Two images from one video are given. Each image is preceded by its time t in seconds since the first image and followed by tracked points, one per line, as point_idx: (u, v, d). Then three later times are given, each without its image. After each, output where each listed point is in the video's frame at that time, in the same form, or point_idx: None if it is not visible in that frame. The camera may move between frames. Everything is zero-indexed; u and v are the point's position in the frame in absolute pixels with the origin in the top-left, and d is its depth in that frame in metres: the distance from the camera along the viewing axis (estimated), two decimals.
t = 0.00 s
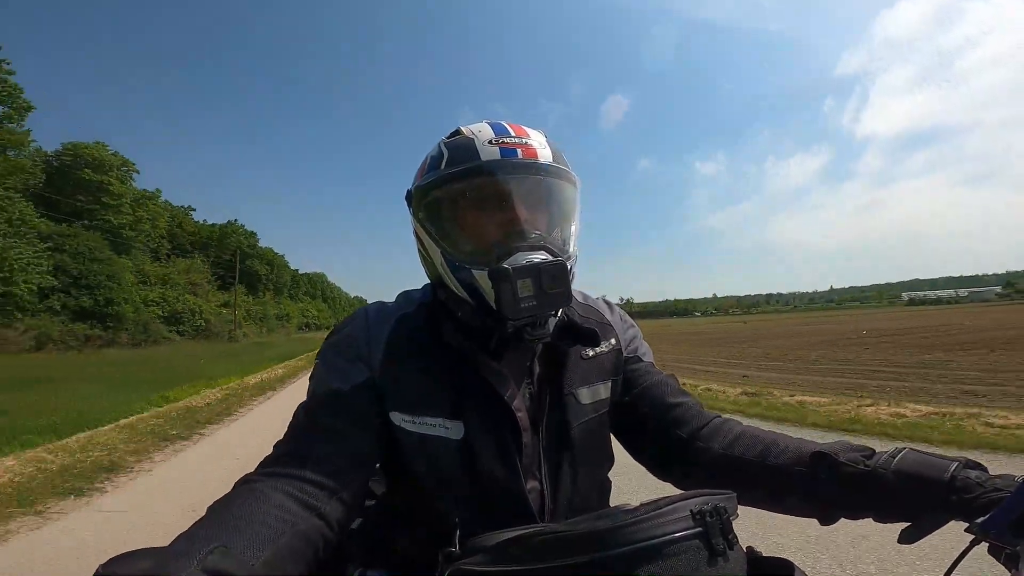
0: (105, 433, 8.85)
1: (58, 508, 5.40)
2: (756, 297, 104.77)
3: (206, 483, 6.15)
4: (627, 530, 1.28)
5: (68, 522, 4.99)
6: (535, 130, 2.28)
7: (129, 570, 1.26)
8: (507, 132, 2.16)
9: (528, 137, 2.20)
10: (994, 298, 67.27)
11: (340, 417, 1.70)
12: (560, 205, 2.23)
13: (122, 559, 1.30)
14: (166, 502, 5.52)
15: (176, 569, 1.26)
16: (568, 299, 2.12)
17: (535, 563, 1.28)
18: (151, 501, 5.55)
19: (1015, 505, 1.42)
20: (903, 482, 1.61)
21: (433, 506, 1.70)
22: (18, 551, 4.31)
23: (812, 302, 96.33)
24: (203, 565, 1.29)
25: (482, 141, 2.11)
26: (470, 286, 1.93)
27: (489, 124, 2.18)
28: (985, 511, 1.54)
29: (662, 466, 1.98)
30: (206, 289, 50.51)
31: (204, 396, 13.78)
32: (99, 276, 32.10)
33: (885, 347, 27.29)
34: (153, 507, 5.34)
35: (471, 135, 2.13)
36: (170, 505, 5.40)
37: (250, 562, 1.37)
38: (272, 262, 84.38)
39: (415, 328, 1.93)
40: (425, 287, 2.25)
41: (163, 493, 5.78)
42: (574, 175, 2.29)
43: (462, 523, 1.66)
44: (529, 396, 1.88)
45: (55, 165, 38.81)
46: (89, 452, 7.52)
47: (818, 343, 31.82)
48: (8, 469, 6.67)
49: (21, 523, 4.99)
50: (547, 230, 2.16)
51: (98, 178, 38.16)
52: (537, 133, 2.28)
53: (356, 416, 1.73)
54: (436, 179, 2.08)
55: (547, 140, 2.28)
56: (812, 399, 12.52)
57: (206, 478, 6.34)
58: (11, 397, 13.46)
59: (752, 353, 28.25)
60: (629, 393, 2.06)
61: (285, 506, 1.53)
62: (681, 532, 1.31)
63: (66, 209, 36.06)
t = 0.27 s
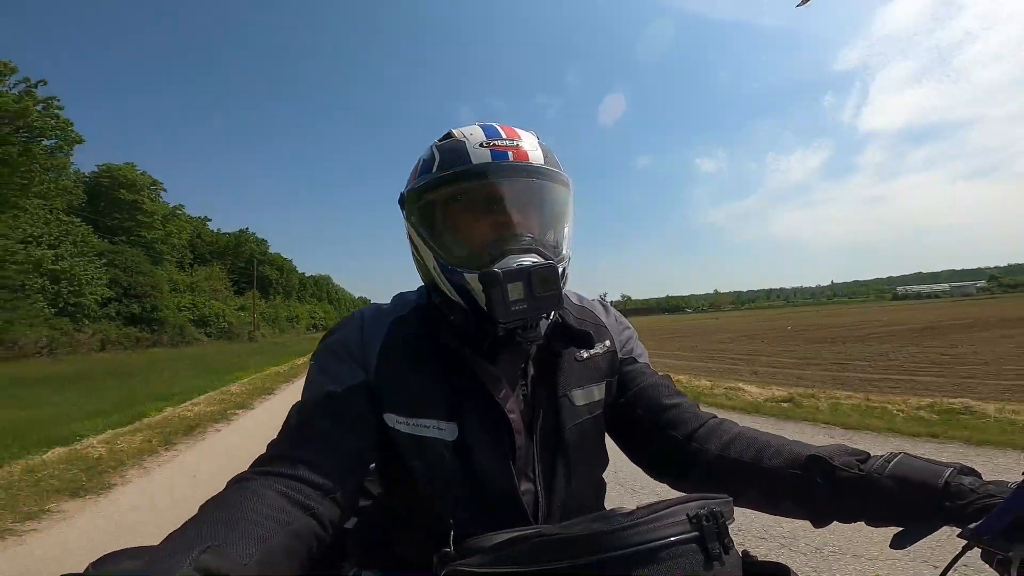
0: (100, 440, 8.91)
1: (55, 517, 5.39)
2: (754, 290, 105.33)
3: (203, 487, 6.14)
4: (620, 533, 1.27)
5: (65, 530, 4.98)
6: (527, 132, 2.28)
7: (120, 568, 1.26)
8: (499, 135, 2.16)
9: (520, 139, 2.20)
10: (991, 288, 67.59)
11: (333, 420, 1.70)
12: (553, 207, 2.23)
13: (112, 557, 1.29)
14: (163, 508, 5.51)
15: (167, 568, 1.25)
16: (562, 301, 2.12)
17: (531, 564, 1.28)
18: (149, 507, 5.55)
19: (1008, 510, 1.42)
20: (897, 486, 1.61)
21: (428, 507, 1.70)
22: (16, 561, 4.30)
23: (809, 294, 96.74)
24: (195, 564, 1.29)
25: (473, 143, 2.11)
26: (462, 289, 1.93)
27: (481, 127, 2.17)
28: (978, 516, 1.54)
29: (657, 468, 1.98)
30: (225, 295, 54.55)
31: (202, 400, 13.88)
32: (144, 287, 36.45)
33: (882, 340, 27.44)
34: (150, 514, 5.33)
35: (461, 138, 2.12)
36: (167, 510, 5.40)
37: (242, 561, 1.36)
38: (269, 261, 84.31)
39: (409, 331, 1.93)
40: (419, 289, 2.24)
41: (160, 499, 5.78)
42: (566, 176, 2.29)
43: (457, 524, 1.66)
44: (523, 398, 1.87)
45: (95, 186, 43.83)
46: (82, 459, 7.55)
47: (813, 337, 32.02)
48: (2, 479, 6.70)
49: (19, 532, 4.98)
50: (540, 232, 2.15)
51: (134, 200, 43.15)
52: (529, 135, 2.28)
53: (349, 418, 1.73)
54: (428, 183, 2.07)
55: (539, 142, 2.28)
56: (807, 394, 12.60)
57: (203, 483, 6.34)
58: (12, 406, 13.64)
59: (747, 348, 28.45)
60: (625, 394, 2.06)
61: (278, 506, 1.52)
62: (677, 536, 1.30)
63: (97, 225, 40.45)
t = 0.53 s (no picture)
0: (101, 444, 8.92)
1: (54, 521, 5.38)
2: (753, 287, 105.65)
3: (203, 489, 6.14)
4: (617, 535, 1.27)
5: (64, 534, 4.98)
6: (528, 133, 2.28)
7: (114, 567, 1.25)
8: (500, 135, 2.16)
9: (520, 140, 2.20)
10: (987, 284, 67.87)
11: (332, 419, 1.70)
12: (553, 208, 2.23)
13: (106, 556, 1.29)
14: (161, 511, 5.51)
15: (161, 567, 1.25)
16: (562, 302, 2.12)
17: (528, 564, 1.28)
18: (147, 510, 5.54)
19: (1005, 512, 1.42)
20: (894, 489, 1.61)
21: (426, 507, 1.70)
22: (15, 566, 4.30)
23: (807, 292, 97.07)
24: (189, 563, 1.28)
25: (475, 144, 2.10)
26: (462, 289, 1.93)
27: (482, 127, 2.17)
28: (973, 520, 1.54)
29: (655, 469, 1.98)
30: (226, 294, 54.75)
31: (203, 402, 13.97)
32: (180, 293, 40.63)
33: (879, 339, 27.53)
34: (149, 516, 5.33)
35: (463, 138, 2.13)
36: (166, 514, 5.39)
37: (237, 561, 1.36)
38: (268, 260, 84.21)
39: (408, 330, 1.93)
40: (418, 289, 2.24)
41: (159, 502, 5.77)
42: (567, 176, 2.29)
43: (454, 524, 1.66)
44: (522, 399, 1.87)
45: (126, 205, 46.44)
46: (81, 463, 7.55)
47: (811, 334, 32.14)
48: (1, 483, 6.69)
49: (17, 536, 4.97)
50: (540, 232, 2.15)
51: (162, 214, 46.68)
52: (531, 136, 2.28)
53: (348, 418, 1.72)
54: (429, 182, 2.07)
55: (540, 142, 2.28)
56: (805, 392, 12.64)
57: (203, 485, 6.34)
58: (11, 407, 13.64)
59: (745, 346, 28.57)
60: (623, 396, 2.06)
61: (274, 505, 1.52)
62: (673, 538, 1.30)
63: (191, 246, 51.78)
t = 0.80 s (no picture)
0: (104, 444, 8.96)
1: (55, 519, 5.41)
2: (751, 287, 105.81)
3: (202, 488, 6.18)
4: (610, 538, 1.27)
5: (65, 533, 5.01)
6: (524, 134, 2.28)
7: (107, 567, 1.25)
8: (496, 136, 2.16)
9: (517, 142, 2.20)
10: (983, 281, 68.11)
11: (327, 419, 1.70)
12: (549, 210, 2.23)
13: (99, 555, 1.29)
14: (162, 510, 5.55)
15: (154, 566, 1.25)
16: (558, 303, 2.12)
17: (522, 567, 1.28)
18: (147, 509, 5.58)
19: (997, 518, 1.42)
20: (886, 495, 1.62)
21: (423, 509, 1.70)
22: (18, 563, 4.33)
23: (807, 290, 97.15)
24: (181, 564, 1.28)
25: (471, 146, 2.11)
26: (457, 292, 1.93)
27: (478, 128, 2.18)
28: (964, 525, 1.55)
29: (651, 473, 1.98)
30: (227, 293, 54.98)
31: (206, 403, 14.08)
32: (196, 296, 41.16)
33: (879, 335, 27.58)
34: (150, 515, 5.37)
35: (459, 140, 2.13)
36: (166, 513, 5.43)
37: (229, 562, 1.36)
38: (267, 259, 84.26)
39: (404, 331, 1.93)
40: (415, 291, 2.24)
41: (159, 502, 5.81)
42: (563, 179, 2.29)
43: (449, 527, 1.65)
44: (517, 403, 1.87)
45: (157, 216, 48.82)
46: (83, 464, 7.59)
47: (811, 332, 32.20)
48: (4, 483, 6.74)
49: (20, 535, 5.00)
50: (537, 234, 2.15)
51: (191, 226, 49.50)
52: (527, 137, 2.28)
53: (343, 418, 1.73)
54: (424, 184, 2.07)
55: (536, 144, 2.29)
56: (804, 390, 12.67)
57: (202, 484, 6.38)
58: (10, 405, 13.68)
59: (745, 344, 28.63)
60: (619, 399, 2.06)
61: (267, 506, 1.52)
62: (667, 541, 1.30)
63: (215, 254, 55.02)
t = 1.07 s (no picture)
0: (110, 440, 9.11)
1: (53, 516, 5.44)
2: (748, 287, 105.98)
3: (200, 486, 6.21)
4: (608, 537, 1.28)
5: (63, 530, 5.04)
6: (525, 131, 2.28)
7: (100, 563, 1.25)
8: (497, 133, 2.16)
9: (518, 138, 2.21)
10: (977, 281, 68.34)
11: (325, 416, 1.70)
12: (550, 208, 2.23)
13: (93, 551, 1.29)
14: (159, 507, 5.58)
15: (146, 563, 1.25)
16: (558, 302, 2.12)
17: (518, 566, 1.28)
18: (144, 507, 5.61)
19: (990, 518, 1.43)
20: (880, 495, 1.63)
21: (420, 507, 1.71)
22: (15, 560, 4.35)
23: (805, 290, 97.40)
24: (173, 561, 1.28)
25: (471, 142, 2.11)
26: (457, 289, 1.94)
27: (479, 125, 2.18)
28: (958, 525, 1.55)
29: (649, 472, 1.99)
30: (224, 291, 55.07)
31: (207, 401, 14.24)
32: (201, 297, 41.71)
33: (877, 334, 27.73)
34: (147, 512, 5.40)
35: (460, 136, 2.13)
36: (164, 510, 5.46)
37: (223, 559, 1.36)
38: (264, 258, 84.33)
39: (403, 329, 1.93)
40: (414, 288, 2.24)
41: (156, 500, 5.84)
42: (564, 176, 2.30)
43: (446, 525, 1.66)
44: (515, 402, 1.87)
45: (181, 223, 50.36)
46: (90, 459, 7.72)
47: (809, 331, 32.38)
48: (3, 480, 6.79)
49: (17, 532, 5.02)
50: (537, 232, 2.16)
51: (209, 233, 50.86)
52: (528, 134, 2.28)
53: (340, 415, 1.73)
54: (424, 181, 2.08)
55: (537, 140, 2.29)
56: (798, 390, 12.72)
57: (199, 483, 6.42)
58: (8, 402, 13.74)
59: (743, 344, 28.81)
60: (619, 398, 2.07)
61: (261, 502, 1.52)
62: (663, 540, 1.31)
63: (233, 259, 59.72)
